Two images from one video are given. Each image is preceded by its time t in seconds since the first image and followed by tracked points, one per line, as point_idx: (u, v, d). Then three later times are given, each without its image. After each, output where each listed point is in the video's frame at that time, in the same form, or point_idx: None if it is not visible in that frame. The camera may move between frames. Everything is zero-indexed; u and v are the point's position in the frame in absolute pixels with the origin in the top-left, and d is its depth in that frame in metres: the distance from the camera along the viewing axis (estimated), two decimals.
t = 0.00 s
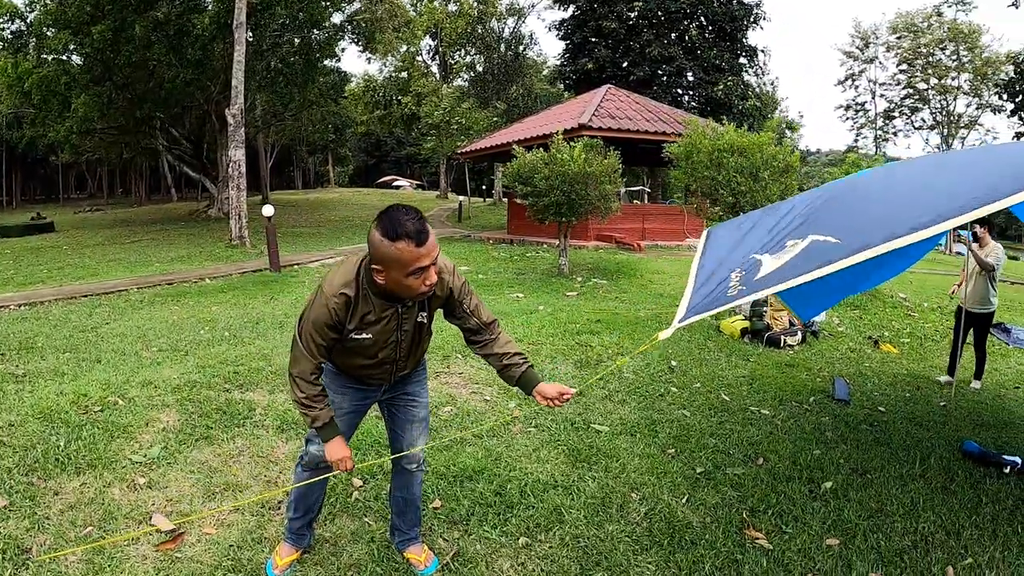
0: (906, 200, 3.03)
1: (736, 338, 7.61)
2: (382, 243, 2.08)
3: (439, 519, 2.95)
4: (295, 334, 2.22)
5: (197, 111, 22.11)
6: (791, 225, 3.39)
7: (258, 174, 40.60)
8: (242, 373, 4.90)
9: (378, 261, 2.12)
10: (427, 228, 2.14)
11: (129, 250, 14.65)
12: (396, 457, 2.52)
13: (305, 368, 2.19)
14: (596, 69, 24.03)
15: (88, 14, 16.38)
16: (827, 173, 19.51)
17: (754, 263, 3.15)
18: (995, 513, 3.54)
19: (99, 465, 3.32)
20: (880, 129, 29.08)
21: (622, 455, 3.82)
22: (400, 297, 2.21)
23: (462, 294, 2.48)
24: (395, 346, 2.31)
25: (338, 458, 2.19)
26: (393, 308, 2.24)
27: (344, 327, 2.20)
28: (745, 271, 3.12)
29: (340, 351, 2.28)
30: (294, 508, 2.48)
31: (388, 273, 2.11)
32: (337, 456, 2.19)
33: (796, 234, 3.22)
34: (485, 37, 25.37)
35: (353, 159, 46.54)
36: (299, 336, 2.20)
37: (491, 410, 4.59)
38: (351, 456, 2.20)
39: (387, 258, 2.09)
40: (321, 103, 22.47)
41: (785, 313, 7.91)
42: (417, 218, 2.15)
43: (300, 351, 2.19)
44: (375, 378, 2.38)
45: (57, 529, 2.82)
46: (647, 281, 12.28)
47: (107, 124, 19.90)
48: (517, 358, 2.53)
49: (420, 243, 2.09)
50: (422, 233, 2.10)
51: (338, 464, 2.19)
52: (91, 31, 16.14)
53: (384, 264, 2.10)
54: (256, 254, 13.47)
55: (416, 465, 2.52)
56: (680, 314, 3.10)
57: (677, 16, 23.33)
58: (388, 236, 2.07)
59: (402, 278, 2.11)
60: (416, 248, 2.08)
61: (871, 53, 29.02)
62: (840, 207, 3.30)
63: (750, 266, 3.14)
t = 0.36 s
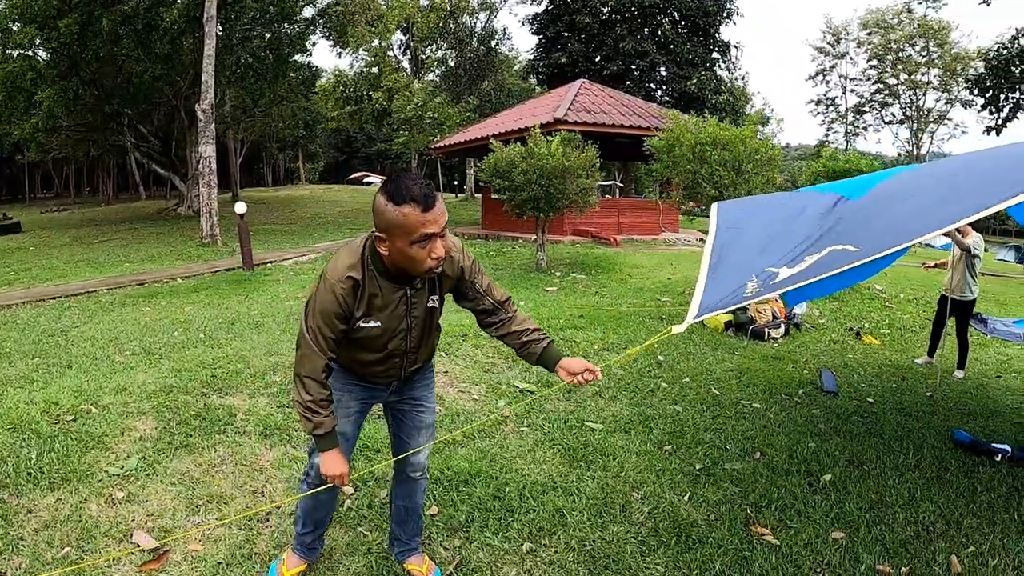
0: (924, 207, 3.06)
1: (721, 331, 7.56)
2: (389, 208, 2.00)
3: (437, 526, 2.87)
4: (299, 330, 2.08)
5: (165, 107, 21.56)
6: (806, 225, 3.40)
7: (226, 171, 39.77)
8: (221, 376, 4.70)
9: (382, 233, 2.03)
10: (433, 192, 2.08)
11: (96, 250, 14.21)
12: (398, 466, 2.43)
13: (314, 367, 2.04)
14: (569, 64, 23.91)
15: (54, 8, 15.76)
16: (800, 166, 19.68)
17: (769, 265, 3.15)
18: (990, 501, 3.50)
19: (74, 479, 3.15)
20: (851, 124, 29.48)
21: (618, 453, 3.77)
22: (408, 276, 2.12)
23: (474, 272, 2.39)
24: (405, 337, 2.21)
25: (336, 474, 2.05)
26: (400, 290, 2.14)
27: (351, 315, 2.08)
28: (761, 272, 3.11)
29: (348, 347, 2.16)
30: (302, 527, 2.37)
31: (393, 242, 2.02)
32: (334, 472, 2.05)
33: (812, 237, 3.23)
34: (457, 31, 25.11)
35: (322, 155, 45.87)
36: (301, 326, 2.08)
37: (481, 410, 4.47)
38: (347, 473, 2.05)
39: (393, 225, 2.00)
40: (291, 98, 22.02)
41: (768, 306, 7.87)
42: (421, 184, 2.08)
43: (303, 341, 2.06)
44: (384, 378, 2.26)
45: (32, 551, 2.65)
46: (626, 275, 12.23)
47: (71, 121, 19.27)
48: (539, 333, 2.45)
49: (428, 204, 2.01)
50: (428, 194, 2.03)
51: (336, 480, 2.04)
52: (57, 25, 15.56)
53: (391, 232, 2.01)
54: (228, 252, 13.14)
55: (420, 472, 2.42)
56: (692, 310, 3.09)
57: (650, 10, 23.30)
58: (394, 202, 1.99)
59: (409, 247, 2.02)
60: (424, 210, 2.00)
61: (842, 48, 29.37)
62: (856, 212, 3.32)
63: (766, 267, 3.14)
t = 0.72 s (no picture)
0: (938, 203, 3.11)
1: (715, 326, 7.51)
2: (391, 178, 1.92)
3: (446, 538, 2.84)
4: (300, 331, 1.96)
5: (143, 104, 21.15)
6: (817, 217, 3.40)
7: (204, 169, 39.15)
8: (209, 382, 4.56)
9: (376, 200, 1.97)
10: (432, 157, 2.01)
11: (75, 251, 13.88)
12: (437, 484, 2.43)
13: (322, 367, 1.93)
14: (551, 58, 23.76)
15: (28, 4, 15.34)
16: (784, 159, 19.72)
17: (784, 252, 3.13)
18: (994, 493, 3.42)
19: (61, 497, 3.03)
20: (832, 118, 29.66)
21: (623, 453, 3.71)
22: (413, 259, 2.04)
23: (490, 256, 2.34)
24: (415, 330, 2.12)
25: (342, 487, 1.97)
26: (407, 277, 2.06)
27: (359, 308, 1.98)
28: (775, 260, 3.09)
29: (355, 345, 2.05)
30: (378, 563, 2.38)
31: (389, 212, 1.93)
32: (340, 487, 1.97)
33: (821, 230, 3.23)
34: (439, 27, 24.86)
35: (303, 152, 45.30)
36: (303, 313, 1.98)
37: (480, 412, 4.38)
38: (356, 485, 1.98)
39: (394, 197, 1.92)
40: (271, 95, 21.66)
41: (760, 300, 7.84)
42: (420, 151, 2.01)
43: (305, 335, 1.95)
44: (395, 379, 2.16)
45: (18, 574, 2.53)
46: (614, 270, 12.15)
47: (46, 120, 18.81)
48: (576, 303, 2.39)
49: (425, 167, 1.93)
50: (426, 158, 1.95)
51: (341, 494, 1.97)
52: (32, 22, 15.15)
53: (392, 204, 1.92)
54: (210, 252, 12.88)
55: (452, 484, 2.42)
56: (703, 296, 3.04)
57: (633, 5, 23.22)
58: (395, 171, 1.93)
59: (410, 216, 1.92)
60: (420, 174, 1.92)
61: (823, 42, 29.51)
62: (868, 207, 3.34)
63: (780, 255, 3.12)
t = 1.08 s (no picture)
0: (933, 204, 3.14)
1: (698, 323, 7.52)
2: (436, 171, 1.87)
3: (441, 544, 2.85)
4: (329, 325, 1.90)
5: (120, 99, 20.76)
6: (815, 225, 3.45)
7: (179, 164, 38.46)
8: (190, 384, 4.46)
9: (420, 191, 1.92)
10: (477, 149, 1.96)
11: (49, 249, 13.56)
12: (469, 483, 2.42)
13: (350, 364, 1.87)
14: (531, 55, 23.65)
15: None
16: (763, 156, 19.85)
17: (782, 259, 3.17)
18: (981, 487, 3.47)
19: (42, 506, 2.95)
20: (810, 115, 29.98)
21: (614, 452, 3.70)
22: (453, 257, 1.99)
23: (529, 253, 2.33)
24: (453, 329, 2.08)
25: (339, 489, 1.91)
26: (446, 274, 2.01)
27: (395, 305, 1.93)
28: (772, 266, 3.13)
29: (387, 341, 2.01)
30: (381, 568, 2.31)
31: (435, 205, 1.88)
32: (336, 486, 1.91)
33: (818, 236, 3.27)
34: (419, 22, 24.63)
35: (280, 148, 44.72)
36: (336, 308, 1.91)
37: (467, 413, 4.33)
38: (352, 487, 1.92)
39: (439, 190, 1.87)
40: (249, 90, 21.36)
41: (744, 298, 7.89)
42: (464, 144, 1.96)
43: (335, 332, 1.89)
44: (431, 379, 2.12)
45: None
46: (596, 266, 12.12)
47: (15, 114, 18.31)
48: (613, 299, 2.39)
49: (471, 160, 1.88)
50: (472, 151, 1.90)
51: (337, 494, 1.90)
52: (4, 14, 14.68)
53: (435, 197, 1.88)
54: (188, 249, 12.66)
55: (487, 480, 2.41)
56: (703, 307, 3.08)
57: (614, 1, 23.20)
58: (441, 164, 1.88)
59: (454, 210, 1.87)
60: (466, 167, 1.87)
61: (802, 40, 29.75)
62: (867, 212, 3.38)
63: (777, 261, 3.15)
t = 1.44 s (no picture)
0: (909, 211, 3.21)
1: (673, 320, 7.56)
2: (466, 191, 1.83)
3: (428, 548, 2.82)
4: (344, 330, 1.88)
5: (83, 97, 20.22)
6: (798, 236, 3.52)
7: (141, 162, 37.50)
8: (162, 390, 4.35)
9: (445, 209, 1.88)
10: (509, 170, 1.91)
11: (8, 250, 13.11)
12: (462, 478, 2.39)
13: (363, 375, 1.85)
14: (501, 53, 23.59)
15: None
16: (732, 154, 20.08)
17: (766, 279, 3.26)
18: (957, 478, 3.55)
19: (12, 522, 2.87)
20: (777, 114, 30.46)
21: (598, 451, 3.70)
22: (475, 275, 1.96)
23: (550, 271, 2.33)
24: (469, 342, 2.06)
25: (329, 499, 1.85)
26: (467, 290, 1.98)
27: (416, 318, 1.91)
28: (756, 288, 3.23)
29: (402, 350, 1.99)
30: (370, 566, 2.26)
31: (458, 227, 1.85)
32: (327, 496, 1.85)
33: (799, 252, 3.33)
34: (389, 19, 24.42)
35: (246, 146, 43.95)
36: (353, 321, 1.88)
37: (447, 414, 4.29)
38: (344, 498, 1.88)
39: (467, 211, 1.83)
40: (215, 87, 20.96)
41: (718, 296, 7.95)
42: (496, 161, 1.91)
43: (350, 341, 1.86)
44: (445, 385, 2.10)
45: None
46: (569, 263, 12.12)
47: None
48: (603, 328, 2.44)
49: (502, 185, 1.83)
50: (504, 175, 1.85)
51: (327, 505, 1.85)
52: None
53: (461, 219, 1.84)
54: (155, 250, 12.38)
55: (482, 482, 2.39)
56: (691, 328, 3.18)
57: None
58: (471, 185, 1.83)
59: (481, 234, 1.83)
60: (496, 192, 1.82)
61: (769, 40, 30.21)
62: (845, 218, 3.44)
63: (762, 282, 3.25)
